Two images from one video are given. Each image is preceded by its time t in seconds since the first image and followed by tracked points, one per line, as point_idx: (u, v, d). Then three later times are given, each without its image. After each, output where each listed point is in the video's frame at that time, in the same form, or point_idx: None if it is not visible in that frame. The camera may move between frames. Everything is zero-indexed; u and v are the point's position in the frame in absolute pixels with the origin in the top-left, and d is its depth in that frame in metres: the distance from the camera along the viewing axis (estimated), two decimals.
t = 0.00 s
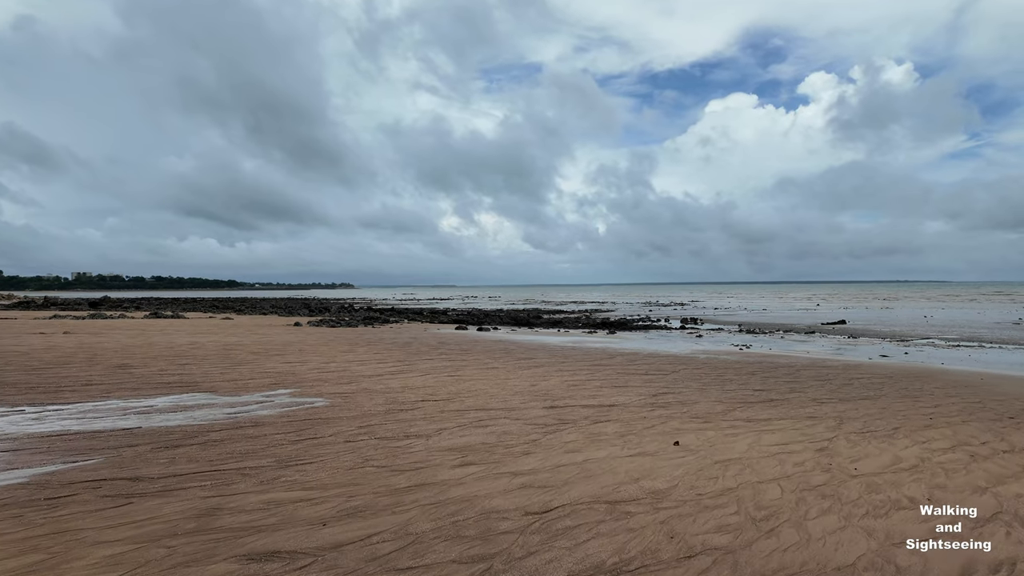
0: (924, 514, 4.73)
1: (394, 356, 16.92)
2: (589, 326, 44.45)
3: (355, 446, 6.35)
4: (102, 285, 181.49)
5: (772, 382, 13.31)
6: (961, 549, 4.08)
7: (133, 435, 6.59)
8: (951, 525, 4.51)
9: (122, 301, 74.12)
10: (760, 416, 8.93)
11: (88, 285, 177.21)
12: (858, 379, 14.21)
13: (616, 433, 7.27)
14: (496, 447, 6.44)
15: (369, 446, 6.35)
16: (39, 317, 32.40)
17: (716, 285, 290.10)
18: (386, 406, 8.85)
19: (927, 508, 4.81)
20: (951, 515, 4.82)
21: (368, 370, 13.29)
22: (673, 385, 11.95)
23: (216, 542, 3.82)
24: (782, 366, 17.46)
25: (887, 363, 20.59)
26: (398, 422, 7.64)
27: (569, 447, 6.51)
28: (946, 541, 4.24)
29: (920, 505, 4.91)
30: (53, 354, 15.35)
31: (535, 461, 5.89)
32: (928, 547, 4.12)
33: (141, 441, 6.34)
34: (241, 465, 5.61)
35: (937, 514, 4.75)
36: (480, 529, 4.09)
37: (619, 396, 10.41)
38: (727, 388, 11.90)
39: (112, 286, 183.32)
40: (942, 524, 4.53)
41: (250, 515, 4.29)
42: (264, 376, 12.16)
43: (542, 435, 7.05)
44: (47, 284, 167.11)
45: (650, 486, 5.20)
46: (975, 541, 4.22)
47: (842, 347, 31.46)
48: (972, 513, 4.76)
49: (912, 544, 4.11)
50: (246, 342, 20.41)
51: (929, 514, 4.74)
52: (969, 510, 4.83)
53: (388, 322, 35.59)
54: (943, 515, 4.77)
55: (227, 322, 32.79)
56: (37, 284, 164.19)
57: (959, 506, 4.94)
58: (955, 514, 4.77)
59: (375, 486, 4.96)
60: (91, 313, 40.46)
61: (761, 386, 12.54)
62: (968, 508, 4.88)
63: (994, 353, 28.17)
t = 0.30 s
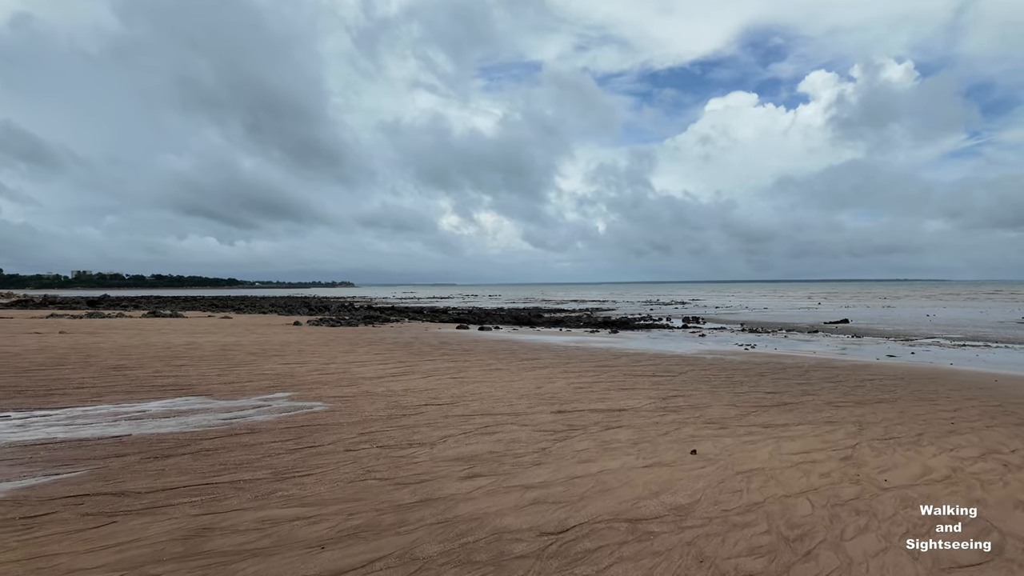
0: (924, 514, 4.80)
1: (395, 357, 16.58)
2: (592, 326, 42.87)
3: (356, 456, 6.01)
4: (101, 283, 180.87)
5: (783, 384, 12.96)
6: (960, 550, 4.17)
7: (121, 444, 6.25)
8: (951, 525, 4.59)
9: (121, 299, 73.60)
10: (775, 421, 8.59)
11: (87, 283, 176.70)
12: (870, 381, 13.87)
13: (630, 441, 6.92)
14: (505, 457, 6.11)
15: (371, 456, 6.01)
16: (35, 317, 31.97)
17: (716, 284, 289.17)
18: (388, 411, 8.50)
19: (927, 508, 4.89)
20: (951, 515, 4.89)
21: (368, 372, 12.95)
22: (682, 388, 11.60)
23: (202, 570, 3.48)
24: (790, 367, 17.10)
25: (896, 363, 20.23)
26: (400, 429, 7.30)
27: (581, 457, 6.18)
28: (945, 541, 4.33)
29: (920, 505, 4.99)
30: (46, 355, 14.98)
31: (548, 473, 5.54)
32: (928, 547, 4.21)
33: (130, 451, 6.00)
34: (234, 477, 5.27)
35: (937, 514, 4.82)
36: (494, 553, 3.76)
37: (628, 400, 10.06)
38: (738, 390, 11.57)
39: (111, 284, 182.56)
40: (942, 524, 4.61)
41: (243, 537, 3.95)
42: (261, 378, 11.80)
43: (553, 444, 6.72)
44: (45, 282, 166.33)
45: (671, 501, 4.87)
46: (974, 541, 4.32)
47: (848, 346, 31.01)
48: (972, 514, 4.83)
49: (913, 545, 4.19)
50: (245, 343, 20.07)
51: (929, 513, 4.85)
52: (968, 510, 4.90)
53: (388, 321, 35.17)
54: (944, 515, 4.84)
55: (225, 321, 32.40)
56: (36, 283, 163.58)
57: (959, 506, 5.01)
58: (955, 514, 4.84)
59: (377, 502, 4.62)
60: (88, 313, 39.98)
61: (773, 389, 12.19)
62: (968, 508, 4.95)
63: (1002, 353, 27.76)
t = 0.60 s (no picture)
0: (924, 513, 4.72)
1: (397, 356, 16.27)
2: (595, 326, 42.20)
3: (360, 462, 5.68)
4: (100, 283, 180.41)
5: (795, 385, 12.65)
6: (961, 549, 4.08)
7: (112, 449, 5.91)
8: (952, 525, 4.50)
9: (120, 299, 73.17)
10: (795, 424, 8.26)
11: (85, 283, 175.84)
12: (885, 382, 13.55)
13: (647, 446, 6.60)
14: (517, 464, 5.78)
15: (375, 462, 5.69)
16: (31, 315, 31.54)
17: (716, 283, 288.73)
18: (392, 414, 8.17)
19: (927, 508, 4.80)
20: (951, 515, 4.81)
21: (370, 373, 12.62)
22: (694, 390, 11.27)
23: None
24: (800, 367, 16.77)
25: (905, 364, 19.91)
26: (405, 432, 6.98)
27: (598, 463, 5.86)
28: (946, 541, 4.24)
29: (920, 505, 4.90)
30: (40, 354, 14.64)
31: (565, 480, 5.22)
32: (928, 547, 4.12)
33: (121, 457, 5.67)
34: (231, 486, 4.94)
35: (937, 514, 4.74)
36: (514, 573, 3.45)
37: (640, 402, 9.74)
38: (751, 392, 11.25)
39: (110, 284, 182.16)
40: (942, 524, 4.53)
41: (239, 555, 3.62)
42: (261, 379, 11.46)
43: (566, 449, 6.38)
44: (45, 281, 166.01)
45: (699, 513, 4.56)
46: (974, 541, 4.23)
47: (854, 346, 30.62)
48: (972, 513, 4.75)
49: (913, 544, 4.10)
50: (244, 342, 19.73)
51: (929, 514, 4.73)
52: (968, 510, 4.82)
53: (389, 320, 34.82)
54: (943, 515, 4.76)
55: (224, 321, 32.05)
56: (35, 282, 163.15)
57: (958, 506, 4.94)
58: (954, 514, 4.76)
59: (383, 514, 4.30)
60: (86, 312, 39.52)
61: (786, 390, 11.87)
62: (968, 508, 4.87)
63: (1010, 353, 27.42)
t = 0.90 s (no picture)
0: (924, 514, 4.79)
1: (398, 357, 15.97)
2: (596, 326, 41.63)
3: (363, 474, 5.38)
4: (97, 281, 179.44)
5: (806, 387, 12.38)
6: (960, 549, 4.16)
7: (101, 460, 5.60)
8: (951, 525, 4.57)
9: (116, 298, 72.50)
10: (813, 431, 7.98)
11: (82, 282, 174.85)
12: (896, 383, 13.28)
13: (664, 456, 6.30)
14: (530, 475, 5.48)
15: (379, 475, 5.38)
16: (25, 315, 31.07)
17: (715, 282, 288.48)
18: (395, 419, 7.86)
19: (927, 508, 4.87)
20: (951, 515, 4.88)
21: (371, 375, 12.30)
22: (703, 393, 10.99)
23: None
24: (807, 368, 16.48)
25: (912, 364, 19.66)
26: (409, 441, 6.67)
27: (615, 475, 5.56)
28: (945, 541, 4.32)
29: (920, 505, 4.97)
30: (32, 356, 14.27)
31: (581, 494, 4.94)
32: (929, 547, 4.20)
33: (109, 469, 5.36)
34: (226, 502, 4.63)
35: (937, 514, 4.80)
36: None
37: (650, 406, 9.45)
38: (763, 395, 10.97)
39: (107, 282, 181.22)
40: (942, 524, 4.60)
41: None
42: (259, 381, 11.12)
43: (579, 458, 6.09)
44: (41, 280, 165.01)
45: (727, 531, 4.28)
46: (973, 541, 4.32)
47: (860, 347, 30.03)
48: (971, 514, 4.82)
49: (913, 545, 4.18)
50: (241, 342, 19.38)
51: (928, 513, 4.82)
52: (968, 510, 4.89)
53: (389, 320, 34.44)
54: (944, 515, 4.82)
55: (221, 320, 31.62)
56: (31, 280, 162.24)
57: (958, 506, 5.00)
58: (955, 514, 4.82)
59: (390, 535, 4.00)
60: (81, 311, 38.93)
61: (797, 393, 11.61)
62: (968, 508, 4.94)
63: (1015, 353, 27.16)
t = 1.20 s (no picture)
0: (924, 514, 4.71)
1: (397, 357, 15.62)
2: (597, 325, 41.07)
3: (361, 482, 5.05)
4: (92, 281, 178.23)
5: (816, 387, 12.05)
6: (961, 550, 4.09)
7: (82, 468, 5.25)
8: (952, 525, 4.50)
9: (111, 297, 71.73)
10: (829, 433, 7.67)
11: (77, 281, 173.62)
12: (907, 383, 12.99)
13: (679, 461, 5.98)
14: (540, 483, 5.15)
15: (378, 483, 5.05)
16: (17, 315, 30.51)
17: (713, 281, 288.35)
18: (395, 422, 7.51)
19: (927, 508, 4.79)
20: (952, 514, 4.80)
21: (370, 376, 11.95)
22: (712, 394, 10.66)
23: None
24: (815, 368, 16.14)
25: (919, 364, 19.33)
26: (410, 445, 6.34)
27: (629, 482, 5.24)
28: (946, 541, 4.26)
29: (920, 505, 4.90)
30: (21, 356, 13.88)
31: (595, 504, 4.62)
32: (929, 547, 4.14)
33: (90, 477, 5.01)
34: (213, 513, 4.30)
35: (937, 514, 4.73)
36: None
37: (659, 407, 9.12)
38: (772, 396, 10.66)
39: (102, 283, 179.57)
40: (943, 524, 4.52)
41: None
42: (254, 382, 10.77)
43: (590, 464, 5.76)
44: (36, 280, 163.90)
45: (756, 546, 3.98)
46: (974, 541, 4.25)
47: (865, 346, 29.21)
48: (972, 513, 4.74)
49: (913, 545, 4.11)
50: (236, 342, 19.00)
51: (928, 513, 4.73)
52: (969, 510, 4.81)
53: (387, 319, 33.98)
54: (944, 515, 4.74)
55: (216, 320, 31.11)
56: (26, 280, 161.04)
57: (959, 506, 4.92)
58: (955, 514, 4.75)
59: (391, 552, 3.68)
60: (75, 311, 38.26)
61: (808, 393, 11.29)
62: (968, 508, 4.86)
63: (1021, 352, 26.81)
